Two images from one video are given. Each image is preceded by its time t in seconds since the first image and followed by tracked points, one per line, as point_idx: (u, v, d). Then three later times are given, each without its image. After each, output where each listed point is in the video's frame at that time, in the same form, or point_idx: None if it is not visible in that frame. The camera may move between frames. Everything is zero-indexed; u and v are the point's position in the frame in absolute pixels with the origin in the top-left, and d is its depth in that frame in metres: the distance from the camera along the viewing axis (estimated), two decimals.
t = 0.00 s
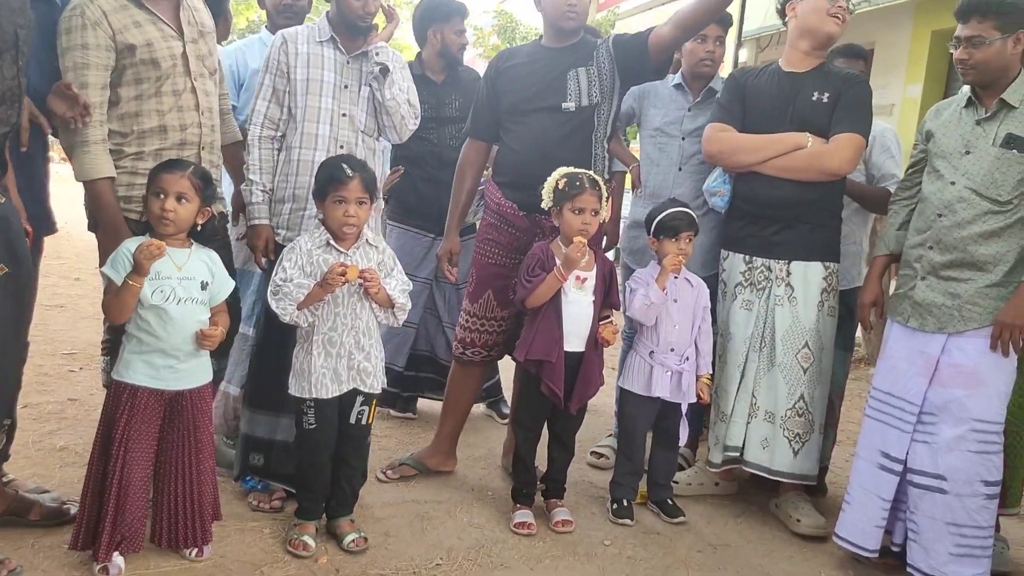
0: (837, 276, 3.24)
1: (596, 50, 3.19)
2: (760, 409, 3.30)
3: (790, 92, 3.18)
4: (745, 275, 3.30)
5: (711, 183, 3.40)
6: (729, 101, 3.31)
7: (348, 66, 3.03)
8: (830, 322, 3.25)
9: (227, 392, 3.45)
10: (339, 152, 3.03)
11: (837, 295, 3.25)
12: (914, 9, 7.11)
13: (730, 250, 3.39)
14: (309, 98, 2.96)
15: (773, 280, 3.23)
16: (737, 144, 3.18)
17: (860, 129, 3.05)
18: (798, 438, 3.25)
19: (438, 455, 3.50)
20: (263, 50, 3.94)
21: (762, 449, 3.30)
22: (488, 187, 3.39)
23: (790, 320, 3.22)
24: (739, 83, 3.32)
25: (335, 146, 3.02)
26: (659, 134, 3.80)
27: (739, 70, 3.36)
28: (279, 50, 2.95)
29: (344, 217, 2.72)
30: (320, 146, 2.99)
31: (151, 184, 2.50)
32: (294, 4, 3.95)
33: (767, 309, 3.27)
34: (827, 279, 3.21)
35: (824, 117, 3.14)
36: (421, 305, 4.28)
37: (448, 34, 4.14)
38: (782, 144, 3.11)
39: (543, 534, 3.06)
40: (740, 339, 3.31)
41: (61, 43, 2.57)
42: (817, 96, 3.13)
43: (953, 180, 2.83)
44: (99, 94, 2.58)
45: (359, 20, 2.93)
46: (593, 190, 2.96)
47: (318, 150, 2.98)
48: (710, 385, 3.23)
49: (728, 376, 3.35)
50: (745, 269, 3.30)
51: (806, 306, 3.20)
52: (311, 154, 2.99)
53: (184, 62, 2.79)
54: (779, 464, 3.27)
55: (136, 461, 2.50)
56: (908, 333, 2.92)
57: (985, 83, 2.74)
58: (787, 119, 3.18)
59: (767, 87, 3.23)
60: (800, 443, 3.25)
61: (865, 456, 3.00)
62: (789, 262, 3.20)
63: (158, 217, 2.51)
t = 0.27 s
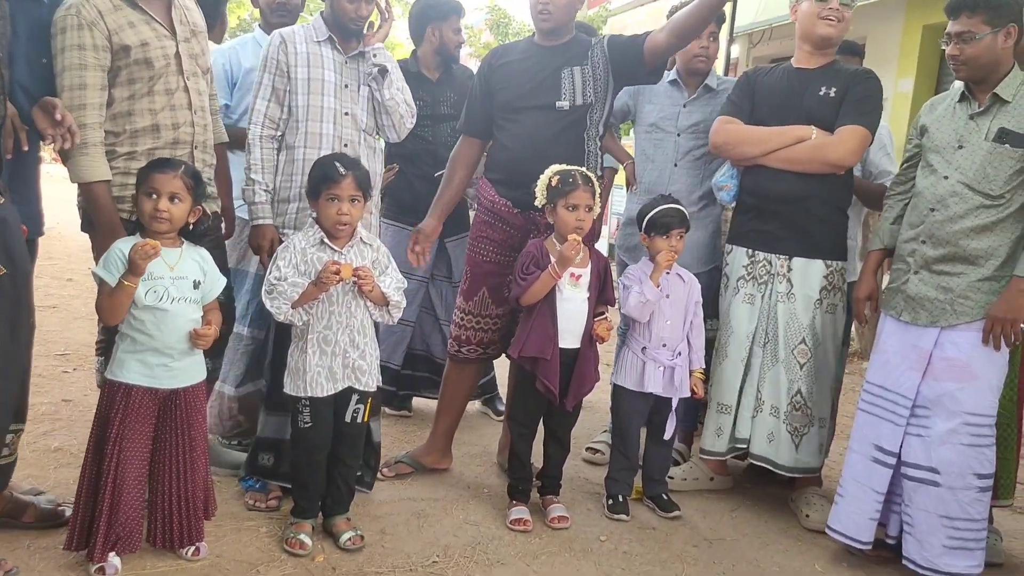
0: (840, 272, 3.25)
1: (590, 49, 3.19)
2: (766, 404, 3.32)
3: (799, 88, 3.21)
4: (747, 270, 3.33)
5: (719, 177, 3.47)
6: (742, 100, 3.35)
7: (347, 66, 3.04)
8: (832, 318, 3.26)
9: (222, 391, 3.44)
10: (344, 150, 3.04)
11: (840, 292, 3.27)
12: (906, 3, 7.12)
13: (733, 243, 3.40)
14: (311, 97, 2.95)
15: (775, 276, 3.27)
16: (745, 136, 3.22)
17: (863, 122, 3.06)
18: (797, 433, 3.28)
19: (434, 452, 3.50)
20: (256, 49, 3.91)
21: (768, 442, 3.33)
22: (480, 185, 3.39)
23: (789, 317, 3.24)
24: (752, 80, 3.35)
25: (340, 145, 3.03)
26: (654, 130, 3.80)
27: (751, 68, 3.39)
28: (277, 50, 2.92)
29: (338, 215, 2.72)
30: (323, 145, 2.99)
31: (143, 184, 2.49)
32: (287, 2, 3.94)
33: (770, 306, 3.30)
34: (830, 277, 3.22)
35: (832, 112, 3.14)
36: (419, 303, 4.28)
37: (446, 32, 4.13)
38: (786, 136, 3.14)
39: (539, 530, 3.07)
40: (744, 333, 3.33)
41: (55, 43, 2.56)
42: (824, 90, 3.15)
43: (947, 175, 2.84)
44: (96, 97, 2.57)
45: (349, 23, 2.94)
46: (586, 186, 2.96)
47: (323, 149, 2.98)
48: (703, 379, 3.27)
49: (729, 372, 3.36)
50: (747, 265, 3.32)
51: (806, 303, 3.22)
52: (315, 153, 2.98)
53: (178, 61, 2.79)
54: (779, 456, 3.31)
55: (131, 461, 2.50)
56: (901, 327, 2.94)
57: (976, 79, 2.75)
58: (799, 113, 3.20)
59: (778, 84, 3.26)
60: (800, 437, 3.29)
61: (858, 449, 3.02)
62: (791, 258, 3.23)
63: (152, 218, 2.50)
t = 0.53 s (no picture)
0: (848, 272, 3.25)
1: (585, 49, 3.19)
2: (772, 400, 3.36)
3: (812, 86, 3.25)
4: (756, 267, 3.36)
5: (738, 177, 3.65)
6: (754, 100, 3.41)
7: (346, 65, 3.04)
8: (838, 318, 3.25)
9: (220, 390, 3.44)
10: (344, 149, 3.05)
11: (847, 293, 3.26)
12: None
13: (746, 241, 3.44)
14: (311, 95, 2.96)
15: (782, 274, 3.29)
16: (758, 133, 3.24)
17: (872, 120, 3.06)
18: (799, 431, 3.29)
19: (432, 450, 3.50)
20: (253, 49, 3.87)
21: (773, 434, 3.38)
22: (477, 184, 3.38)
23: (793, 315, 3.27)
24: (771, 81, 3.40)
25: (340, 143, 3.04)
26: (650, 127, 3.79)
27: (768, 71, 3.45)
28: (277, 47, 2.92)
29: (335, 214, 2.72)
30: (323, 143, 2.99)
31: (140, 184, 2.49)
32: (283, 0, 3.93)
33: (775, 304, 3.32)
34: (836, 277, 3.22)
35: (841, 108, 3.17)
36: (417, 302, 4.28)
37: (446, 30, 4.11)
38: (795, 134, 3.16)
39: (538, 528, 3.07)
40: (751, 330, 3.35)
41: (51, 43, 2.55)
42: (836, 87, 3.18)
43: (943, 171, 2.84)
44: (92, 97, 2.57)
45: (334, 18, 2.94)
46: (584, 184, 2.97)
47: (323, 148, 2.99)
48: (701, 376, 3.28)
49: (735, 370, 3.38)
50: (756, 261, 3.36)
51: (811, 301, 3.24)
52: (315, 151, 2.99)
53: (173, 61, 2.78)
54: (783, 451, 3.35)
55: (131, 461, 2.50)
56: (899, 324, 2.94)
57: (973, 75, 2.76)
58: (806, 111, 3.25)
59: (792, 82, 3.31)
60: (802, 436, 3.30)
61: (857, 446, 3.02)
62: (798, 256, 3.25)
63: (150, 218, 2.50)
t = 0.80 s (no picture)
0: (838, 264, 3.27)
1: (580, 43, 3.22)
2: (763, 393, 3.37)
3: (811, 79, 3.26)
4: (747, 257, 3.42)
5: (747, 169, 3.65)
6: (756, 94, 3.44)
7: (336, 59, 3.03)
8: (828, 309, 3.28)
9: (216, 387, 3.44)
10: (329, 144, 3.03)
11: (838, 284, 3.28)
12: None
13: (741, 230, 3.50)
14: (298, 90, 2.97)
15: (770, 265, 3.33)
16: (751, 125, 3.28)
17: (863, 113, 3.06)
18: (794, 422, 3.31)
19: (428, 446, 3.51)
20: (246, 45, 3.90)
21: (763, 429, 3.37)
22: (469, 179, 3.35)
23: (785, 306, 3.29)
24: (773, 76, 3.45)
25: (325, 138, 3.02)
26: (642, 120, 3.79)
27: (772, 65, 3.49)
28: (268, 41, 2.95)
29: (330, 210, 2.72)
30: (309, 138, 2.99)
31: (134, 181, 2.48)
32: None
33: (764, 294, 3.36)
34: (825, 269, 3.25)
35: (831, 102, 3.18)
36: (415, 297, 4.27)
37: (439, 24, 4.14)
38: (785, 126, 3.19)
39: (535, 521, 3.08)
40: (741, 320, 3.40)
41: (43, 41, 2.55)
42: (830, 81, 3.19)
43: (937, 161, 2.85)
44: (83, 95, 2.57)
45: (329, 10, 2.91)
46: (578, 177, 2.97)
47: (307, 143, 3.00)
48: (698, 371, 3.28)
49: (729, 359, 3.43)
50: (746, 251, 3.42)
51: (801, 293, 3.26)
52: (301, 146, 3.00)
53: (166, 58, 2.78)
54: (777, 445, 3.34)
55: (128, 458, 2.50)
56: (894, 314, 2.95)
57: (966, 64, 2.76)
58: (802, 103, 3.27)
59: (793, 76, 3.34)
60: (797, 426, 3.31)
61: (854, 436, 3.03)
62: (786, 247, 3.28)
63: (146, 215, 2.50)
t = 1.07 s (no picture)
0: (827, 252, 3.32)
1: (579, 34, 3.26)
2: (745, 377, 3.45)
3: (802, 68, 3.29)
4: (736, 245, 3.48)
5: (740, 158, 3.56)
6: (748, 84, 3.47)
7: (326, 51, 3.00)
8: (816, 296, 3.33)
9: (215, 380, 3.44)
10: (317, 137, 2.99)
11: (826, 272, 3.33)
12: None
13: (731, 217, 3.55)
14: (286, 83, 2.95)
15: (757, 252, 3.38)
16: (741, 112, 3.33)
17: (852, 100, 3.08)
18: (777, 406, 3.39)
19: (428, 438, 3.52)
20: (241, 37, 3.89)
21: (744, 413, 3.45)
22: (468, 172, 3.31)
23: (770, 293, 3.36)
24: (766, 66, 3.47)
25: (313, 131, 2.98)
26: (638, 110, 3.79)
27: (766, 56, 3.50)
28: (256, 36, 2.95)
29: (328, 202, 2.72)
30: (297, 131, 2.96)
31: (131, 175, 2.48)
32: None
33: (751, 281, 3.42)
34: (813, 256, 3.30)
35: (820, 89, 3.21)
36: (412, 291, 4.27)
37: (433, 16, 4.11)
38: (773, 113, 3.24)
39: (535, 511, 3.10)
40: (728, 305, 3.48)
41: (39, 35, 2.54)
42: (819, 69, 3.22)
43: (934, 149, 2.86)
44: (80, 89, 2.56)
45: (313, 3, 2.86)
46: (574, 168, 2.97)
47: (296, 137, 2.96)
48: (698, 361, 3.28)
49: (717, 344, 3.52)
50: (736, 239, 3.48)
51: (788, 280, 3.32)
52: (289, 140, 2.96)
53: (162, 52, 2.76)
54: (760, 427, 3.42)
55: (128, 453, 2.50)
56: (891, 302, 2.97)
57: (963, 52, 2.76)
58: (791, 91, 3.31)
59: (784, 66, 3.36)
60: (779, 410, 3.39)
61: (851, 424, 3.05)
62: (773, 235, 3.33)
63: (143, 209, 2.49)
